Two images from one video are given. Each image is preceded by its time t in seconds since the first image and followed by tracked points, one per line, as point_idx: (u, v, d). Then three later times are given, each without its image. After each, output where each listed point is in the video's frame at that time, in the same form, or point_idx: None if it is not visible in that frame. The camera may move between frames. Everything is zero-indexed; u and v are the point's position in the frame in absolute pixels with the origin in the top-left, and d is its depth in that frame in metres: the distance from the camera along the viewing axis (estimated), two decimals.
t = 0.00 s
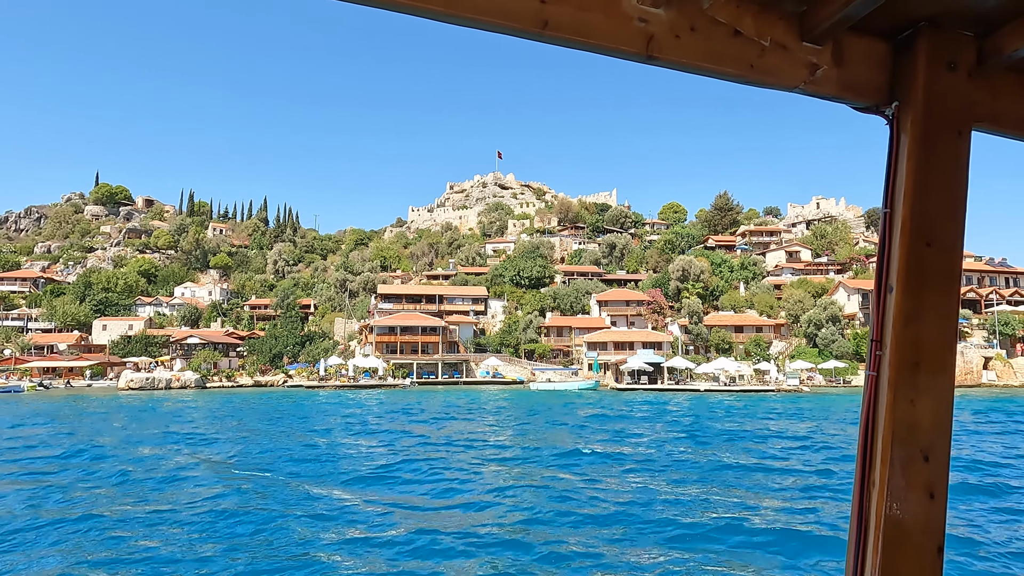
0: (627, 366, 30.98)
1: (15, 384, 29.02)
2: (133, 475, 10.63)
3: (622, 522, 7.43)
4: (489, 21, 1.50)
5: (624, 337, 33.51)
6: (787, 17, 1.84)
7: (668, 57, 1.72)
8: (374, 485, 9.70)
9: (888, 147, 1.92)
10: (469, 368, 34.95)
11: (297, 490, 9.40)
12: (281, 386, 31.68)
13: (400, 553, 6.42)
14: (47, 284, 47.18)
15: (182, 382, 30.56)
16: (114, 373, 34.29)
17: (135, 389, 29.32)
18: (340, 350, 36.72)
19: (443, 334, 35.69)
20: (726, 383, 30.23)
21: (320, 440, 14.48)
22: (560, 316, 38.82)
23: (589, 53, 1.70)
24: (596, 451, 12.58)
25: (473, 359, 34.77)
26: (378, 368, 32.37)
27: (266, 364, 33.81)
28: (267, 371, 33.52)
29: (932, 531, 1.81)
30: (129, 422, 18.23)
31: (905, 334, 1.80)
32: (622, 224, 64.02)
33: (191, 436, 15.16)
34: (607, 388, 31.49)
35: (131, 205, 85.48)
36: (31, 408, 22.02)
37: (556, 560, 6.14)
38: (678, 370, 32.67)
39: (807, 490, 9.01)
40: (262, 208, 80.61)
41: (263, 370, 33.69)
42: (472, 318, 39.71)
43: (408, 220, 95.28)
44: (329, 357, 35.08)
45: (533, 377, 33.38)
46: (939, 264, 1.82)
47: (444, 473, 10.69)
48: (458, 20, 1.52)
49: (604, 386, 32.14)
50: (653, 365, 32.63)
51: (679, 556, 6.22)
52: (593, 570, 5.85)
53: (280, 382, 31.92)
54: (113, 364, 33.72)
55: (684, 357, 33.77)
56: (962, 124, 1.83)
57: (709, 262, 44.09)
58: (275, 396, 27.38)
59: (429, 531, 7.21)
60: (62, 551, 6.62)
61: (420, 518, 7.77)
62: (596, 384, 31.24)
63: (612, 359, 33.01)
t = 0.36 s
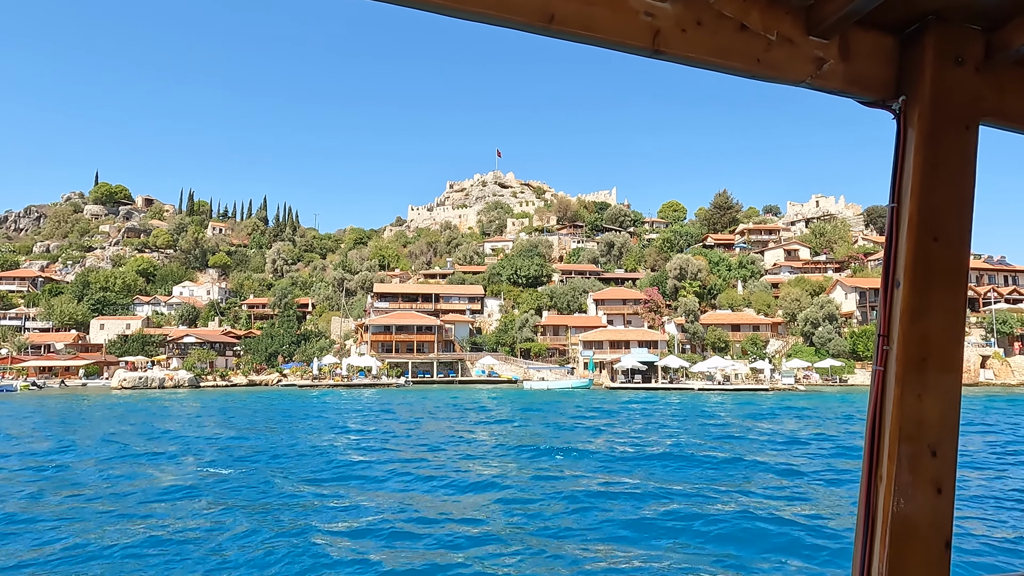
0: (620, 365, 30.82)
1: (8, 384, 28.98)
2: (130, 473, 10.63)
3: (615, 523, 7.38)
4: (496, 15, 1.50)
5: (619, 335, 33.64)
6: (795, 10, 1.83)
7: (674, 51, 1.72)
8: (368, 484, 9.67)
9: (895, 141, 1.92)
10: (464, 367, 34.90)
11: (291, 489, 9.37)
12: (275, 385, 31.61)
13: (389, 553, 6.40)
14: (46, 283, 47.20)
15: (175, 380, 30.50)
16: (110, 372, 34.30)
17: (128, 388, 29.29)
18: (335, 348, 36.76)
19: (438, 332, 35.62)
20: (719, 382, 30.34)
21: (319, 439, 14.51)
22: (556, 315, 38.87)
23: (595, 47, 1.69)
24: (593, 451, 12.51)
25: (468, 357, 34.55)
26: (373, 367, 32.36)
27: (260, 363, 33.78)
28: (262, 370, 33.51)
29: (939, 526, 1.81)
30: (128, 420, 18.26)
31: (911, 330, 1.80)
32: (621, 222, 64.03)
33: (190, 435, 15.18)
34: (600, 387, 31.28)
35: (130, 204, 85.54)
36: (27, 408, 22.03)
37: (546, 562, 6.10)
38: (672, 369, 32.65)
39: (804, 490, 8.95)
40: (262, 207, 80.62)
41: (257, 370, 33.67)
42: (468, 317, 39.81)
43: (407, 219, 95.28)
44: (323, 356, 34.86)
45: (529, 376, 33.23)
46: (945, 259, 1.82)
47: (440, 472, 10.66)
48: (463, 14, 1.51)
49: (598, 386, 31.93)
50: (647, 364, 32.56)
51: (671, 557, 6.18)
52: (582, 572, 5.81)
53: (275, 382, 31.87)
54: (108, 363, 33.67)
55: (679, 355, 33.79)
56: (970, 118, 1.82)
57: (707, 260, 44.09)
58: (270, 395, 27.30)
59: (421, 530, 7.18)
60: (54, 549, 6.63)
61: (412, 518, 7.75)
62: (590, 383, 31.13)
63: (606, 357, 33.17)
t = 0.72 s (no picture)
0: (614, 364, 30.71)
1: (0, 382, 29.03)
2: (125, 473, 10.61)
3: (606, 522, 7.34)
4: (498, 10, 1.49)
5: (614, 334, 33.82)
6: (798, 5, 1.82)
7: (678, 45, 1.71)
8: (362, 484, 9.63)
9: (899, 136, 1.91)
10: (459, 366, 34.94)
11: (284, 488, 9.33)
12: (268, 385, 31.62)
13: (384, 551, 6.40)
14: (43, 283, 47.19)
15: (168, 379, 30.49)
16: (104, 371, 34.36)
17: (120, 387, 29.27)
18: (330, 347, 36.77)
19: (433, 332, 35.58)
20: (714, 381, 30.26)
21: (319, 438, 14.50)
22: (552, 314, 38.87)
23: (598, 41, 1.69)
24: (589, 451, 12.47)
25: (463, 356, 34.75)
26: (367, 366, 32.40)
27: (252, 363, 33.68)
28: (256, 370, 33.58)
29: (943, 522, 1.81)
30: (125, 419, 18.23)
31: (914, 325, 1.80)
32: (619, 221, 63.98)
33: (189, 433, 15.17)
34: (594, 387, 31.14)
35: (130, 203, 85.54)
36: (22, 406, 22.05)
37: (534, 561, 6.07)
38: (665, 369, 32.72)
39: (801, 490, 8.92)
40: (261, 206, 80.55)
41: (251, 369, 33.69)
42: (464, 316, 39.83)
43: (407, 218, 95.18)
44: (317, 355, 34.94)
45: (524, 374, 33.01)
46: (950, 255, 1.81)
47: (435, 471, 10.61)
48: (467, 8, 1.50)
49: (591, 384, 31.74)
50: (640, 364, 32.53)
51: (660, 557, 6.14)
52: (576, 570, 5.80)
53: (268, 381, 31.88)
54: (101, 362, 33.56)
55: (674, 354, 33.75)
56: (974, 113, 1.81)
57: (704, 259, 44.11)
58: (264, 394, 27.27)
59: (412, 530, 7.15)
60: (42, 548, 6.60)
61: (404, 517, 7.71)
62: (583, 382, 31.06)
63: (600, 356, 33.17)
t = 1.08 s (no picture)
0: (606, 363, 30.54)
1: None
2: (122, 471, 10.61)
3: (596, 524, 7.25)
4: (500, 4, 1.49)
5: (609, 334, 33.70)
6: None
7: (680, 39, 1.70)
8: (356, 484, 9.54)
9: (901, 132, 1.91)
10: (453, 364, 34.94)
11: (279, 488, 9.30)
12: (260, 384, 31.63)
13: (380, 550, 6.41)
14: (41, 281, 47.07)
15: (160, 378, 30.48)
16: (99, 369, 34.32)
17: (111, 386, 29.17)
18: (324, 346, 36.82)
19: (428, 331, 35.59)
20: (708, 381, 30.10)
21: (316, 437, 14.47)
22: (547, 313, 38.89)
23: (599, 36, 1.68)
24: (584, 450, 12.37)
25: (457, 355, 34.79)
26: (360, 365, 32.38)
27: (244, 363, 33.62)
28: (249, 369, 33.63)
29: (944, 518, 1.81)
30: (122, 418, 18.22)
31: (917, 320, 1.79)
32: (617, 220, 63.93)
33: (186, 433, 15.17)
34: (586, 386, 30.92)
35: (128, 202, 85.39)
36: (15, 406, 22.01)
37: (531, 560, 6.09)
38: (659, 369, 32.54)
39: (798, 488, 8.93)
40: (259, 205, 80.39)
41: (243, 368, 33.68)
42: (458, 315, 39.80)
43: (405, 217, 95.09)
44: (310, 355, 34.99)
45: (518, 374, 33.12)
46: (951, 252, 1.81)
47: (433, 470, 10.60)
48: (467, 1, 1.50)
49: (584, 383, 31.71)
50: (632, 363, 32.49)
51: (650, 559, 6.07)
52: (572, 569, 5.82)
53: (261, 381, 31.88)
54: (95, 361, 33.49)
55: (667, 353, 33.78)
56: (977, 108, 1.81)
57: (701, 257, 44.14)
58: (259, 393, 27.27)
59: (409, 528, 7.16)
60: (26, 551, 6.48)
61: (395, 518, 7.63)
62: (575, 381, 30.91)
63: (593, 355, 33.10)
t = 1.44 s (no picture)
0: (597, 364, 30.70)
1: None
2: (114, 472, 10.55)
3: (586, 525, 7.29)
4: (495, 5, 1.49)
5: (600, 334, 33.92)
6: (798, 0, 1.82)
7: (677, 40, 1.70)
8: (351, 485, 9.58)
9: (898, 132, 1.91)
10: (444, 366, 34.94)
11: (272, 489, 9.29)
12: (249, 385, 31.55)
13: (372, 550, 6.43)
14: (32, 282, 46.58)
15: (148, 380, 30.31)
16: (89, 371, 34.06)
17: (97, 388, 29.02)
18: (315, 347, 36.68)
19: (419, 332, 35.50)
20: (696, 381, 30.35)
21: (311, 438, 14.44)
22: (539, 314, 38.89)
23: (597, 36, 1.68)
24: (579, 450, 12.41)
25: (448, 357, 34.80)
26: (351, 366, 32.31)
27: (234, 364, 33.50)
28: (239, 370, 33.44)
29: (941, 518, 1.81)
30: (115, 420, 18.13)
31: (913, 320, 1.80)
32: (612, 221, 64.01)
33: (180, 434, 15.11)
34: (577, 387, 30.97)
35: (122, 203, 84.92)
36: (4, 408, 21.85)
37: (523, 560, 6.11)
38: (648, 369, 32.64)
39: (791, 490, 8.96)
40: (254, 206, 80.09)
41: (233, 369, 33.54)
42: (450, 316, 39.76)
43: (401, 218, 94.98)
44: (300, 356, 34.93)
45: (510, 375, 33.04)
46: (947, 251, 1.82)
47: (427, 471, 10.61)
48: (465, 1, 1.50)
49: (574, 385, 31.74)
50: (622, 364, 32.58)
51: (636, 558, 6.14)
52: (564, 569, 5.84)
53: (251, 382, 31.80)
54: (84, 363, 33.32)
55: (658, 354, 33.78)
56: (972, 109, 1.81)
57: (694, 259, 44.32)
58: (249, 395, 27.17)
59: (403, 528, 7.17)
60: (16, 550, 6.48)
61: (387, 518, 7.66)
62: (564, 382, 30.74)
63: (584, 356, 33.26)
